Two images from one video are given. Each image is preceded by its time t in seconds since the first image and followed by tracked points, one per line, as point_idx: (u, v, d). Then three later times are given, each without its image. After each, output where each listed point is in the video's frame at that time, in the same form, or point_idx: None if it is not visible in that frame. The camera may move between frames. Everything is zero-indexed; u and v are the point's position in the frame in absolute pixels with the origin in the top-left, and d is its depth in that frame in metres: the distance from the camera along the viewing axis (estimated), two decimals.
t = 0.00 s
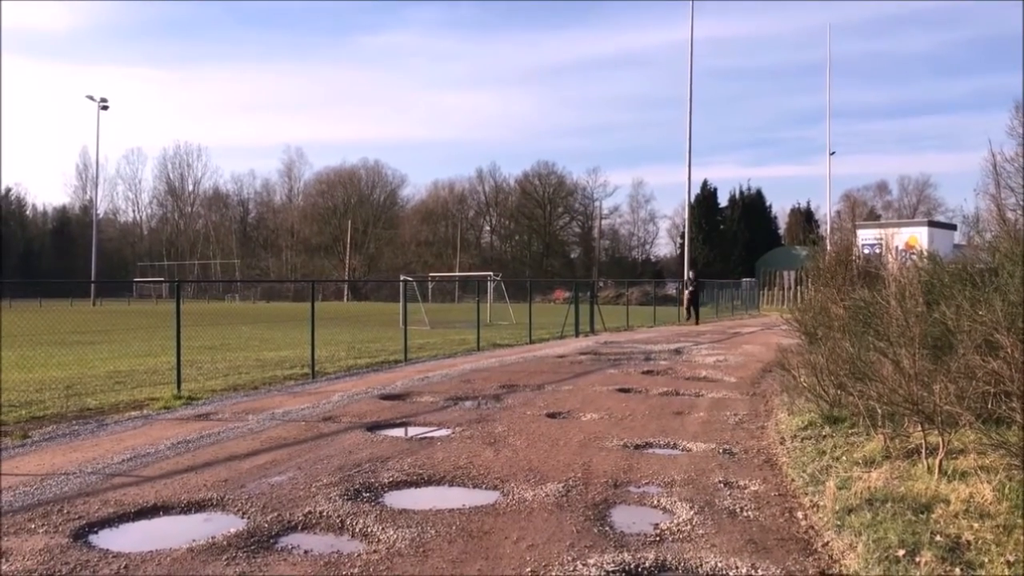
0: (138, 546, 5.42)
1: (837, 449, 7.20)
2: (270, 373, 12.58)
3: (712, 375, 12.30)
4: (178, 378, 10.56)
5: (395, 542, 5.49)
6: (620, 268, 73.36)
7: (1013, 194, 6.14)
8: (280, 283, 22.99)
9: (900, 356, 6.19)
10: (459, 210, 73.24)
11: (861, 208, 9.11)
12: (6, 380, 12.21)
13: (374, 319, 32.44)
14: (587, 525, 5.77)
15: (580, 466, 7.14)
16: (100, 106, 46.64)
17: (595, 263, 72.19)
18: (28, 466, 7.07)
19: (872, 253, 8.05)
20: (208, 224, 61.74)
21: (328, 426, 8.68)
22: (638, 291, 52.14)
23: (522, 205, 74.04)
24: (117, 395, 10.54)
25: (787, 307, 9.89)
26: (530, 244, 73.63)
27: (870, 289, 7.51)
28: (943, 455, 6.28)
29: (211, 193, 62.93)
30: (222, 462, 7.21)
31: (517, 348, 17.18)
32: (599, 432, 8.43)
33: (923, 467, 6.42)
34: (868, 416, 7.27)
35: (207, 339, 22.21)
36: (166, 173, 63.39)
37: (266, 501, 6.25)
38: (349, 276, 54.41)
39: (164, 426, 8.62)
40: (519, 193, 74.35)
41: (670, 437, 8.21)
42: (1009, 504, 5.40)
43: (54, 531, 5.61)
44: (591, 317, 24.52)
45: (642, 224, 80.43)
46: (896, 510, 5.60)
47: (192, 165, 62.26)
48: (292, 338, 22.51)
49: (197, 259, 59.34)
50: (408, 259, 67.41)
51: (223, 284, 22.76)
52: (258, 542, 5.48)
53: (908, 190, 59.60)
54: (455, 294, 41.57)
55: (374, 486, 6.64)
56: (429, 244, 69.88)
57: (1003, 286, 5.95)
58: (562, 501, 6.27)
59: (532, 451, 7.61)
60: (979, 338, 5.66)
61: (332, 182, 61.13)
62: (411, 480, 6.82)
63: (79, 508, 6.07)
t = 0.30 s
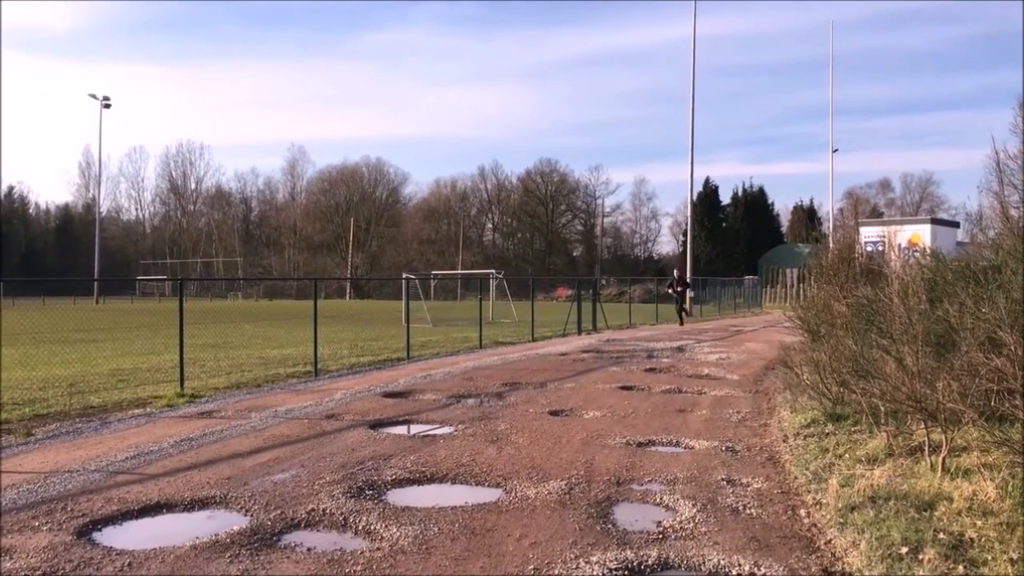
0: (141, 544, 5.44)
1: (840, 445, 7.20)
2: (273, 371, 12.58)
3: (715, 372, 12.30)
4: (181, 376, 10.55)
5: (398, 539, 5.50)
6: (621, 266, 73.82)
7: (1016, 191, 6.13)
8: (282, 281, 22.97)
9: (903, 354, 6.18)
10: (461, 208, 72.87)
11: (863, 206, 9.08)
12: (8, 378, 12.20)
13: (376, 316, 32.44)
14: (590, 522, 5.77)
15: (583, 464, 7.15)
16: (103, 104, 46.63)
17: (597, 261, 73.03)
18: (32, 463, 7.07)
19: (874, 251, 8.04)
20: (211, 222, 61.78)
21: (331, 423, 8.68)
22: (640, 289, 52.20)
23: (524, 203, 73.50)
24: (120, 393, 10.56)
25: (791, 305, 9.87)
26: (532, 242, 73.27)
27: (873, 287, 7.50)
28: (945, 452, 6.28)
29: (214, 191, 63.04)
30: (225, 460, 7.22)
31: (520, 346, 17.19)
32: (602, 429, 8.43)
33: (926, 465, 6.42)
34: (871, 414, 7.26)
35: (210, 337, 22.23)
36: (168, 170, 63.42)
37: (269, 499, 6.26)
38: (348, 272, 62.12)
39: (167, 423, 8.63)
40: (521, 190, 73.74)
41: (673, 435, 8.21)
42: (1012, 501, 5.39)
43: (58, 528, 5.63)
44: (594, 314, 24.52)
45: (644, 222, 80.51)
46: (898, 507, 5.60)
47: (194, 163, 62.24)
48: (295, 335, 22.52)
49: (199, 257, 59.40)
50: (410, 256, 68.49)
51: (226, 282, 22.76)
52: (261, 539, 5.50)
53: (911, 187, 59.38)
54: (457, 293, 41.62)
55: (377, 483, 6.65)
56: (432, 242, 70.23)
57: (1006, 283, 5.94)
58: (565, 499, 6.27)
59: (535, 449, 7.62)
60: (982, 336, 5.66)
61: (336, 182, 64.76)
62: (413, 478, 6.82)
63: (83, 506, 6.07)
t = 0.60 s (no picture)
0: (145, 543, 5.45)
1: (843, 445, 7.19)
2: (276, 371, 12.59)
3: (718, 372, 12.31)
4: (184, 376, 10.56)
5: (401, 538, 5.51)
6: (624, 265, 73.67)
7: (1020, 191, 6.12)
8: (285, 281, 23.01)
9: (906, 353, 6.18)
10: (463, 208, 72.95)
11: (867, 205, 9.06)
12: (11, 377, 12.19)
13: (379, 316, 32.44)
14: (593, 522, 5.78)
15: (585, 463, 7.15)
16: (106, 103, 46.64)
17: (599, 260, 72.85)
18: (35, 463, 7.07)
19: (877, 250, 8.03)
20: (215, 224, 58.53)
21: (334, 423, 8.69)
22: (643, 289, 52.22)
23: (526, 203, 73.59)
24: (123, 393, 10.55)
25: (793, 304, 9.86)
26: (534, 241, 73.15)
27: (876, 286, 7.49)
28: (949, 452, 6.27)
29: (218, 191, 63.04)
30: (228, 459, 7.22)
31: (523, 345, 17.22)
32: (604, 429, 8.43)
33: (929, 464, 6.41)
34: (874, 414, 7.24)
35: (213, 337, 22.25)
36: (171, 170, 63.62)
37: (271, 498, 6.26)
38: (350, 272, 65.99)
39: (170, 423, 8.63)
40: (523, 190, 73.93)
41: (675, 434, 8.21)
42: (1016, 501, 5.39)
43: (61, 528, 5.63)
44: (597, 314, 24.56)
45: (646, 221, 80.62)
46: (901, 507, 5.60)
47: (197, 162, 62.34)
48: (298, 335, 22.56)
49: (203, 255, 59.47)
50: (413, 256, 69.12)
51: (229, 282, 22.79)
52: (264, 539, 5.50)
53: (913, 186, 59.29)
54: (460, 293, 41.77)
55: (380, 483, 6.65)
56: (434, 242, 70.81)
57: (1010, 282, 5.93)
58: (567, 498, 6.27)
59: (538, 448, 7.62)
60: (986, 336, 5.66)
61: (337, 181, 68.27)
62: (416, 478, 6.83)
63: (86, 506, 6.08)
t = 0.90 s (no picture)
0: (150, 542, 5.47)
1: (849, 446, 7.16)
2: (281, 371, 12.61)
3: (723, 371, 12.29)
4: (189, 376, 10.57)
5: (406, 538, 5.52)
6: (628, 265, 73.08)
7: None
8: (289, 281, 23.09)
9: (912, 353, 6.15)
10: (468, 208, 71.99)
11: (872, 204, 9.01)
12: (17, 377, 12.23)
13: (383, 315, 32.52)
14: (598, 522, 5.78)
15: (591, 463, 7.14)
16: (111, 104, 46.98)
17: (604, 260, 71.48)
18: (42, 463, 7.10)
19: (882, 249, 8.00)
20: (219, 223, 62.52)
21: (338, 423, 8.70)
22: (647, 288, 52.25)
23: (530, 203, 73.07)
24: (129, 393, 10.58)
25: (798, 303, 9.84)
26: (539, 241, 72.96)
27: (882, 286, 7.46)
28: (955, 452, 6.25)
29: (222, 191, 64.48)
30: (234, 459, 7.24)
31: (527, 345, 17.23)
32: (609, 428, 8.43)
33: (935, 464, 6.39)
34: (880, 413, 7.21)
35: (218, 336, 22.34)
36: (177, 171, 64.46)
37: (277, 498, 6.28)
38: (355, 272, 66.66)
39: (176, 423, 8.65)
40: (527, 190, 73.28)
41: (680, 435, 8.20)
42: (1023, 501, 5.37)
43: (68, 527, 5.65)
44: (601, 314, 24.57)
45: (651, 220, 80.50)
46: (908, 507, 5.58)
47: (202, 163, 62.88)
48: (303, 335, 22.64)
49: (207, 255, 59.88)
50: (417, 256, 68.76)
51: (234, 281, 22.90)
52: (270, 538, 5.52)
53: (919, 185, 59.04)
54: (465, 292, 41.89)
55: (385, 483, 6.66)
56: (439, 242, 70.42)
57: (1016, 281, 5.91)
58: (572, 498, 6.27)
59: (543, 448, 7.62)
60: (992, 336, 5.64)
61: (342, 181, 68.47)
62: (421, 477, 6.83)
63: (92, 505, 6.10)
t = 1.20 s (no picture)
0: (159, 540, 5.49)
1: (858, 445, 7.12)
2: (289, 370, 12.63)
3: (730, 370, 12.26)
4: (198, 374, 10.60)
5: (413, 537, 5.53)
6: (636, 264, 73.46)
7: None
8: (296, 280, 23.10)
9: (922, 352, 6.12)
10: (476, 208, 71.49)
11: (881, 203, 8.96)
12: (27, 376, 12.28)
13: (390, 314, 32.58)
14: (606, 521, 5.77)
15: (598, 462, 7.13)
16: (120, 104, 47.18)
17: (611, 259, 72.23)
18: (52, 461, 7.13)
19: (891, 248, 7.97)
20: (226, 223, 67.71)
21: (346, 421, 8.71)
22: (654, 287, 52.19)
23: (538, 201, 72.72)
24: (138, 391, 10.61)
25: (806, 302, 9.79)
26: (546, 241, 72.69)
27: (891, 285, 7.41)
28: (965, 451, 6.22)
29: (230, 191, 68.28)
30: (242, 457, 7.26)
31: (535, 344, 17.23)
32: (617, 427, 8.41)
33: (944, 463, 6.37)
34: (889, 412, 7.17)
35: (226, 335, 22.37)
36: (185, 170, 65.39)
37: (286, 496, 6.30)
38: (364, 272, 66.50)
39: (184, 421, 8.68)
40: (535, 188, 72.95)
41: (688, 433, 8.18)
42: None
43: (77, 526, 5.68)
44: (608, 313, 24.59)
45: (658, 219, 80.48)
46: (917, 507, 5.56)
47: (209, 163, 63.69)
48: (311, 334, 22.68)
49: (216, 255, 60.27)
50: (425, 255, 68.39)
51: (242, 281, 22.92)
52: (278, 536, 5.54)
53: (928, 183, 58.69)
54: (472, 291, 41.95)
55: (392, 482, 6.66)
56: (445, 241, 69.30)
57: None
58: (580, 497, 6.27)
59: (550, 447, 7.62)
60: (1002, 335, 5.61)
61: (349, 181, 68.41)
62: (429, 476, 6.84)
63: (102, 503, 6.13)
